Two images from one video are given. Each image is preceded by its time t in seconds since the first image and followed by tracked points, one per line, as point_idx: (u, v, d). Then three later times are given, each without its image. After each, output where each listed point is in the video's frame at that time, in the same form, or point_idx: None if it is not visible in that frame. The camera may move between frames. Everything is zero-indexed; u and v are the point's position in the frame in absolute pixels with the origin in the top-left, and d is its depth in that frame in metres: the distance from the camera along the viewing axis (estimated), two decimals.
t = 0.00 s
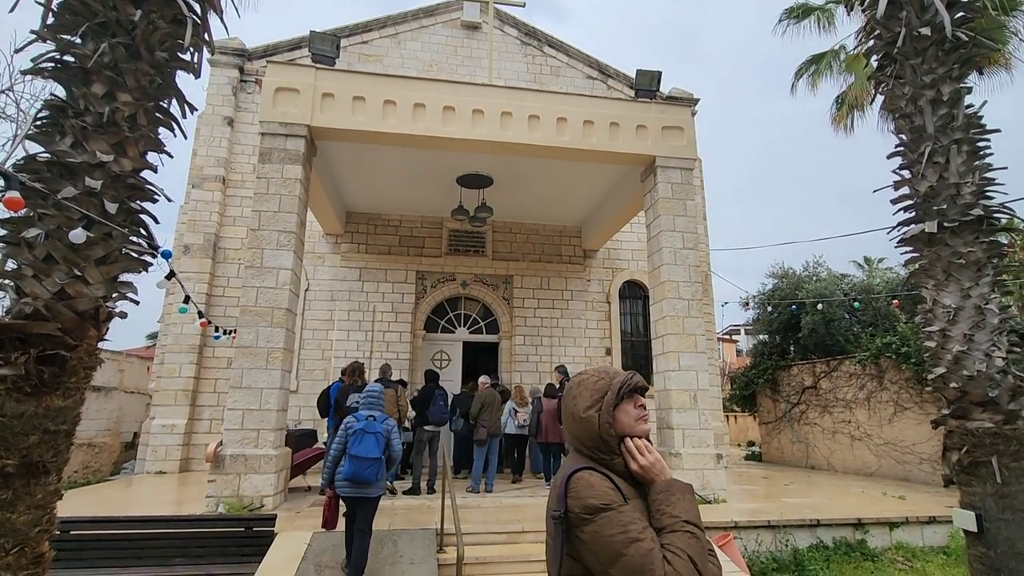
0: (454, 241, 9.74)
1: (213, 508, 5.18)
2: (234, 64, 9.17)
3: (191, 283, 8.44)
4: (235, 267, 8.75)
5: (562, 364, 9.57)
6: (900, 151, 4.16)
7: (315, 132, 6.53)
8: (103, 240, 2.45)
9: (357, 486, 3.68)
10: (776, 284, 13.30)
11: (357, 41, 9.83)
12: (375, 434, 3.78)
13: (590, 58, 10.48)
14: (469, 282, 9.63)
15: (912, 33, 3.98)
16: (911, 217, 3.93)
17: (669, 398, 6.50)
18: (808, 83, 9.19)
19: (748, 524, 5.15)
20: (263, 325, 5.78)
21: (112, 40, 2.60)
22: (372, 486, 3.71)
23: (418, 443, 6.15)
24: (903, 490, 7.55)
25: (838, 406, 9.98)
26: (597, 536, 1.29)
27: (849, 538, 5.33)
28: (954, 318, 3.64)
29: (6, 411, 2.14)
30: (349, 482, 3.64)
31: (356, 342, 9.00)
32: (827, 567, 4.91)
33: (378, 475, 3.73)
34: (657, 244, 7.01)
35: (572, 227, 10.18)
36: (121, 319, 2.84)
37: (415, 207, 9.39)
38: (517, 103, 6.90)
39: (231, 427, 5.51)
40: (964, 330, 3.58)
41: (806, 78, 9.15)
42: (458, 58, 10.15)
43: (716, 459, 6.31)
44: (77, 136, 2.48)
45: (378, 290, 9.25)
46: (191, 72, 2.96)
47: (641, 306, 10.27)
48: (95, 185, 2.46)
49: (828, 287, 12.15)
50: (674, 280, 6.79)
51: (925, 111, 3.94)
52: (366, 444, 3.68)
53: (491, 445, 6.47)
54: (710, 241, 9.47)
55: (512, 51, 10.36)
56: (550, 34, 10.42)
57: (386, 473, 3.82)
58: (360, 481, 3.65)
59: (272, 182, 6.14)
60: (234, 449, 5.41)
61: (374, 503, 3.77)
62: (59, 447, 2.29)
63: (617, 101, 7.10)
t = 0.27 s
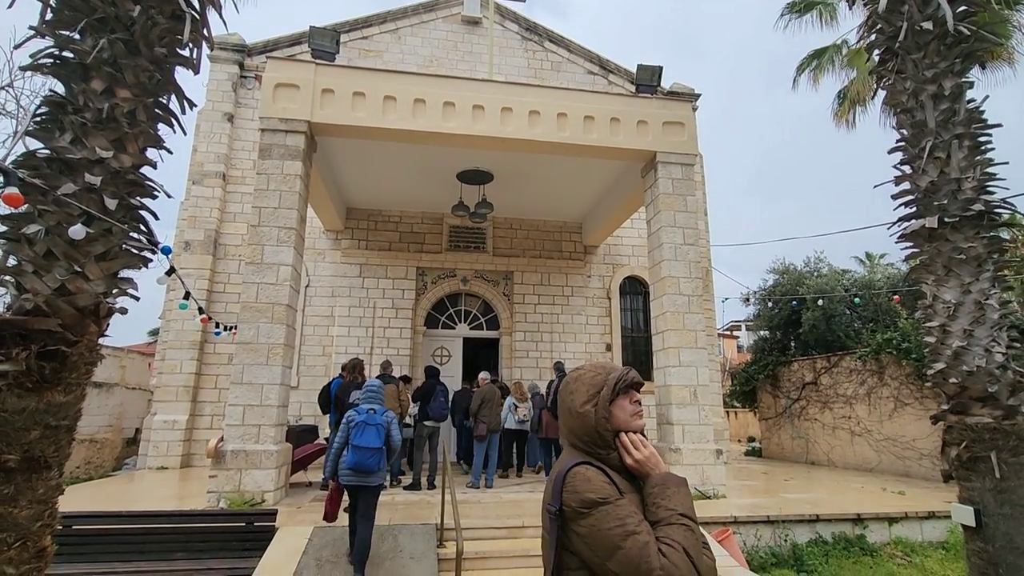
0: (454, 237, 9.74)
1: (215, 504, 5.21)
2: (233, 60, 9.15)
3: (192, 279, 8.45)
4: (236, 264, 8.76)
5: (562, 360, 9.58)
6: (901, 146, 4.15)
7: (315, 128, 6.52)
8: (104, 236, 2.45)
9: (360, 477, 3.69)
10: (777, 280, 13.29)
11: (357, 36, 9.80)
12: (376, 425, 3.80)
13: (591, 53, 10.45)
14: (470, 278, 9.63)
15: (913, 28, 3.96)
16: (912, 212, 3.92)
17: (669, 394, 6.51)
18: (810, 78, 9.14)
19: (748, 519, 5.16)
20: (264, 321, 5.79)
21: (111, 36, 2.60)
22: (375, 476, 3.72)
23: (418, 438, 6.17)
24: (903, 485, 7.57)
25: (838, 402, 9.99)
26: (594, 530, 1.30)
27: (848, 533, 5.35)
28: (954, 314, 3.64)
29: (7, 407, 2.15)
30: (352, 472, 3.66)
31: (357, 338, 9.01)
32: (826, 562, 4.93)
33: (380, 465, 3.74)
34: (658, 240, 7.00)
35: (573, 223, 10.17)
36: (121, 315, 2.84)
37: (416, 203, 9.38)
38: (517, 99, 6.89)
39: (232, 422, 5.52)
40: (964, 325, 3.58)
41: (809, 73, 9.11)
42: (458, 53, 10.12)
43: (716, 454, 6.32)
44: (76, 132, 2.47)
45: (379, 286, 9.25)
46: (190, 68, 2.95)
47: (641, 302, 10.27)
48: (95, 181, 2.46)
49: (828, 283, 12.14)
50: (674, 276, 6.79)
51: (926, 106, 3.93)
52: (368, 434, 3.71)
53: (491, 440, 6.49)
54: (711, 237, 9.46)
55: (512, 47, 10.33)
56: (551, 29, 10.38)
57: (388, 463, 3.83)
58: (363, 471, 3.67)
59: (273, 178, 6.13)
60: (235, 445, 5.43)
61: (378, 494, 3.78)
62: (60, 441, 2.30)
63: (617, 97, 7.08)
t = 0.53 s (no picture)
0: (455, 234, 9.74)
1: (216, 500, 5.22)
2: (234, 57, 9.14)
3: (194, 277, 8.47)
4: (237, 261, 8.77)
5: (563, 358, 9.58)
6: (904, 142, 4.13)
7: (315, 126, 6.51)
8: (103, 234, 2.45)
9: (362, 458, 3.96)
10: (779, 277, 13.26)
11: (358, 33, 9.77)
12: (376, 409, 4.09)
13: (593, 49, 10.41)
14: (471, 276, 9.63)
15: (916, 23, 3.94)
16: (914, 209, 3.91)
17: (670, 391, 6.51)
18: (813, 74, 9.10)
19: (748, 516, 5.16)
20: (265, 319, 5.80)
21: (110, 34, 2.59)
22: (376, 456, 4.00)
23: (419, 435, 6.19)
24: (904, 482, 7.56)
25: (840, 398, 9.98)
26: (587, 528, 1.29)
27: (849, 530, 5.35)
28: (956, 311, 3.62)
29: (9, 404, 2.16)
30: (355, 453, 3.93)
31: (359, 335, 9.03)
32: (827, 560, 4.94)
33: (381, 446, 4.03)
34: (659, 237, 6.99)
35: (574, 220, 10.16)
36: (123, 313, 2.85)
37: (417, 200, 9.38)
38: (518, 96, 6.87)
39: (234, 420, 5.54)
40: (966, 322, 3.56)
41: (811, 68, 9.06)
42: (459, 50, 10.09)
43: (717, 451, 6.31)
44: (75, 130, 2.47)
45: (380, 283, 9.26)
46: (189, 65, 2.95)
47: (643, 299, 10.25)
48: (94, 179, 2.46)
49: (831, 280, 12.11)
50: (675, 273, 6.78)
51: (929, 102, 3.91)
52: (369, 418, 4.00)
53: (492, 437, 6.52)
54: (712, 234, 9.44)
55: (513, 43, 10.30)
56: (552, 26, 10.34)
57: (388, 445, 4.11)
58: (365, 451, 3.94)
59: (273, 175, 6.13)
60: (237, 442, 5.45)
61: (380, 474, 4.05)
62: (62, 439, 2.31)
63: (618, 93, 7.06)
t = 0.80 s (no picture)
0: (456, 232, 9.72)
1: (217, 498, 5.23)
2: (234, 54, 9.13)
3: (194, 275, 8.47)
4: (238, 259, 8.78)
5: (564, 355, 9.57)
6: (906, 138, 4.10)
7: (315, 123, 6.50)
8: (100, 232, 2.45)
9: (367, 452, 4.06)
10: (781, 274, 13.22)
11: (358, 30, 9.75)
12: (381, 405, 4.19)
13: (594, 45, 10.37)
14: (472, 273, 9.62)
15: (919, 17, 3.91)
16: (916, 205, 3.88)
17: (671, 389, 6.50)
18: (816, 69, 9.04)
19: (749, 513, 5.15)
20: (265, 316, 5.80)
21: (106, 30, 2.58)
22: (381, 451, 4.09)
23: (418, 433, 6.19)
24: (906, 480, 7.54)
25: (842, 396, 9.96)
26: (575, 524, 1.28)
27: (850, 528, 5.33)
28: (958, 308, 3.60)
29: (6, 402, 2.15)
30: (360, 447, 4.03)
31: (360, 332, 9.03)
32: (828, 557, 4.93)
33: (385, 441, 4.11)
34: (660, 234, 6.96)
35: (575, 217, 10.13)
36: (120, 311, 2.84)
37: (417, 197, 9.37)
38: (518, 92, 6.84)
39: (235, 417, 5.54)
40: (968, 319, 3.54)
41: (814, 64, 9.01)
42: (459, 46, 10.06)
43: (718, 449, 6.30)
44: (72, 127, 2.47)
45: (381, 281, 9.25)
46: (186, 62, 2.94)
47: (644, 296, 10.22)
48: (90, 177, 2.45)
49: (833, 277, 12.07)
50: (676, 270, 6.75)
51: (931, 97, 3.88)
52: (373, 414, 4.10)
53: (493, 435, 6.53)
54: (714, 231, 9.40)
55: (514, 39, 10.26)
56: (553, 22, 10.30)
57: (393, 441, 4.19)
58: (369, 446, 4.03)
59: (273, 173, 6.12)
60: (237, 440, 5.45)
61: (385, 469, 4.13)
62: (60, 437, 2.30)
63: (619, 89, 7.03)
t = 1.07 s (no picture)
0: (457, 229, 9.70)
1: (217, 496, 5.24)
2: (234, 52, 9.11)
3: (195, 273, 8.48)
4: (239, 257, 8.78)
5: (565, 353, 9.55)
6: (908, 134, 4.07)
7: (315, 120, 6.48)
8: (95, 230, 2.43)
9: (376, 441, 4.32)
10: (783, 271, 13.18)
11: (358, 27, 9.72)
12: (392, 397, 4.45)
13: (594, 42, 10.33)
14: (473, 271, 9.60)
15: (921, 12, 3.88)
16: (918, 202, 3.85)
17: (672, 387, 6.48)
18: (818, 66, 8.99)
19: (750, 512, 5.14)
20: (265, 315, 5.79)
21: (101, 26, 2.57)
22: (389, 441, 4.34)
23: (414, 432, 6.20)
24: (908, 478, 7.51)
25: (844, 393, 9.92)
26: (564, 523, 1.28)
27: (852, 526, 5.31)
28: (960, 305, 3.58)
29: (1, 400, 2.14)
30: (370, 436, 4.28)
31: (360, 330, 9.02)
32: (829, 556, 4.91)
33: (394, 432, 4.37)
34: (661, 231, 6.93)
35: (576, 215, 10.11)
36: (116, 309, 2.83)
37: (418, 195, 9.35)
38: (518, 89, 6.81)
39: (235, 415, 5.54)
40: (970, 317, 3.52)
41: (816, 60, 8.95)
42: (459, 43, 10.03)
43: (719, 447, 6.28)
44: (66, 124, 2.46)
45: (382, 278, 9.24)
46: (183, 59, 2.92)
47: (645, 294, 10.20)
48: (85, 174, 2.44)
49: (835, 274, 12.02)
50: (677, 268, 6.72)
51: (934, 93, 3.85)
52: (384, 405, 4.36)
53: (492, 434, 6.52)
54: (715, 228, 9.37)
55: (514, 36, 10.22)
56: (554, 18, 10.26)
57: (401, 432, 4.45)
58: (379, 435, 4.29)
59: (273, 171, 6.11)
60: (237, 438, 5.45)
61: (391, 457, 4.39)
62: (56, 435, 2.29)
63: (619, 86, 6.99)
